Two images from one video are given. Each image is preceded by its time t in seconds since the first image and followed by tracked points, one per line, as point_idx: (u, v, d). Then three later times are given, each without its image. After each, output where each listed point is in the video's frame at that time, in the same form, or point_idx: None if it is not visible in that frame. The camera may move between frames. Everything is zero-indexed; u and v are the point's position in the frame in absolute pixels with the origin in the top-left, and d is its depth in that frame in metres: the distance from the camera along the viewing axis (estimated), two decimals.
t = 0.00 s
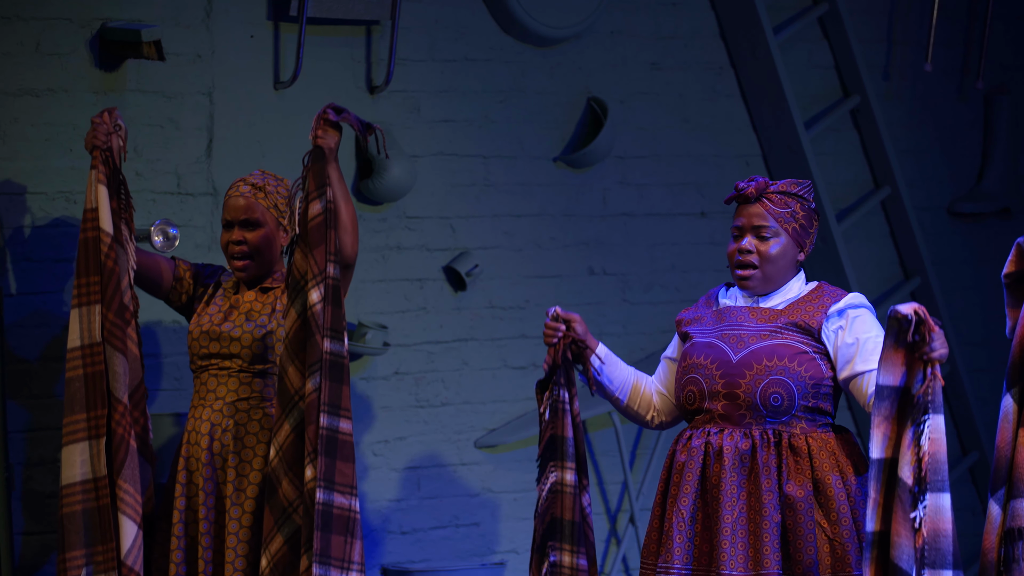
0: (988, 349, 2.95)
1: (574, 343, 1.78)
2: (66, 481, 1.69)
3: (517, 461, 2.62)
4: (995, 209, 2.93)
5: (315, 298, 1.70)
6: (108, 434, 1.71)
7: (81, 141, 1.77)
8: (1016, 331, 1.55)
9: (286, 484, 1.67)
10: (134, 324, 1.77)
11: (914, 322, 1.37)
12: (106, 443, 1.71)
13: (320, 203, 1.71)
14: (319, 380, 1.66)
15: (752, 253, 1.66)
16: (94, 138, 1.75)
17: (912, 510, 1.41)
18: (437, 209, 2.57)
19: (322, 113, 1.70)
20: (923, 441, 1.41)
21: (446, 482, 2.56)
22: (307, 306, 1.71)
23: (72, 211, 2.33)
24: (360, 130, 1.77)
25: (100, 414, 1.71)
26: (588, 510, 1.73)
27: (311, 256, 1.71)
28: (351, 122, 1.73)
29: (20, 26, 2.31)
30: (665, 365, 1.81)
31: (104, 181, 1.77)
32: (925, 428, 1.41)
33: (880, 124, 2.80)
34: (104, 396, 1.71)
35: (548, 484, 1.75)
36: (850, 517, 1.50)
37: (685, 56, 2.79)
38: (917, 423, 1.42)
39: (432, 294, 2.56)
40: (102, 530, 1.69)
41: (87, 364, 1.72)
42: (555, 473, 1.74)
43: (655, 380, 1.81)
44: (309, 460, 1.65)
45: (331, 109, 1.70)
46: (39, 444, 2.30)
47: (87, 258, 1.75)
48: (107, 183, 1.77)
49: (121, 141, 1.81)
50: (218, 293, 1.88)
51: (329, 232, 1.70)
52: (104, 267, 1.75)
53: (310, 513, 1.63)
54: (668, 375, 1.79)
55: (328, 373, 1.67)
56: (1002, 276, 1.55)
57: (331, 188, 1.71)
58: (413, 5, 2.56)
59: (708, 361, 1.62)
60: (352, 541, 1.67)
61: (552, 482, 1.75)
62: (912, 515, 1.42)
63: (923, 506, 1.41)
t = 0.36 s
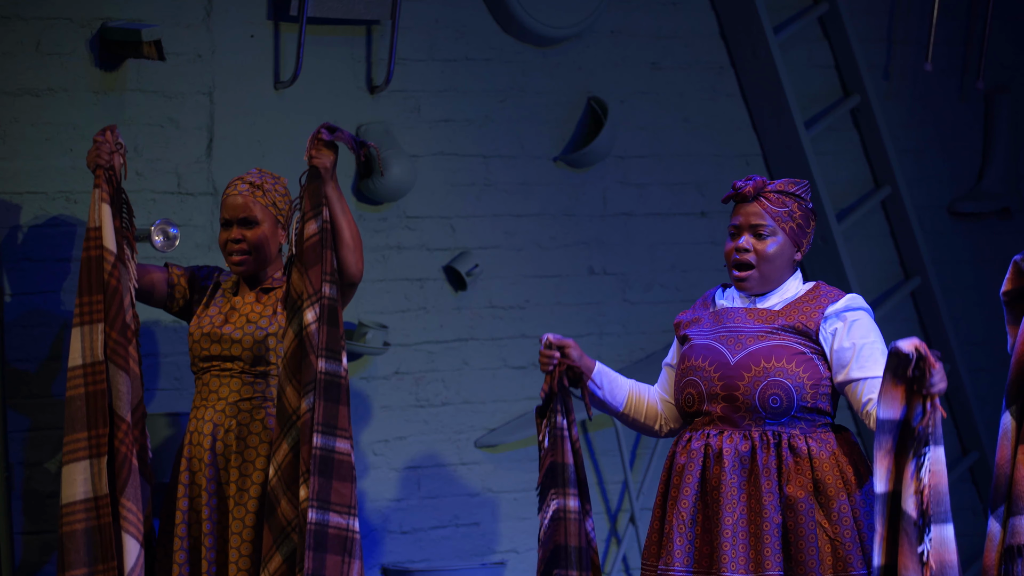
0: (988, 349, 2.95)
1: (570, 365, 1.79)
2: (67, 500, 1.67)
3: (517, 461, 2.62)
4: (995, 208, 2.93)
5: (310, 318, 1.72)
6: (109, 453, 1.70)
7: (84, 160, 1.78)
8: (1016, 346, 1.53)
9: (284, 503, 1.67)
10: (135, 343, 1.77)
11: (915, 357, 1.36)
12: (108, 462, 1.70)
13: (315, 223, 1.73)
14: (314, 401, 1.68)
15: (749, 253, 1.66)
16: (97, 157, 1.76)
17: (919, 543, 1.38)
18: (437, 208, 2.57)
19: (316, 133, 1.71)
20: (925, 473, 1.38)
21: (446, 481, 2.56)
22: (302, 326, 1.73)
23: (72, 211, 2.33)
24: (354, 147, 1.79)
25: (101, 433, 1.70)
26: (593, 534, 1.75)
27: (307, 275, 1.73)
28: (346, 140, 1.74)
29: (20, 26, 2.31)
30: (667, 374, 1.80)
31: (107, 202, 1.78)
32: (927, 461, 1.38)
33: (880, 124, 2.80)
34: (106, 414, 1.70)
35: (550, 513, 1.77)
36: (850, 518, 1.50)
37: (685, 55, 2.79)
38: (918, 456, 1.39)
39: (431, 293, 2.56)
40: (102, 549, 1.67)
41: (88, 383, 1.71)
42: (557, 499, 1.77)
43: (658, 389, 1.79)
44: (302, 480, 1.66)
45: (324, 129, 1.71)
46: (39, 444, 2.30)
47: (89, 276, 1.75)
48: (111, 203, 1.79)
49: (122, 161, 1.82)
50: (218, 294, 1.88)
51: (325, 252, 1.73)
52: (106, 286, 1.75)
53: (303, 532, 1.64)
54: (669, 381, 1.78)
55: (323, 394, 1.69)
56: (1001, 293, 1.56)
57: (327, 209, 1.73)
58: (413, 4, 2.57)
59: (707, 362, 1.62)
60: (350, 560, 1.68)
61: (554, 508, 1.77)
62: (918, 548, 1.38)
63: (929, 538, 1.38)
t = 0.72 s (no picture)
0: (989, 348, 2.95)
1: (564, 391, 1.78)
2: (73, 512, 1.66)
3: (517, 460, 2.62)
4: (995, 207, 2.93)
5: (305, 329, 1.71)
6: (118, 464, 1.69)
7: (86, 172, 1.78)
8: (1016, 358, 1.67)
9: (282, 514, 1.65)
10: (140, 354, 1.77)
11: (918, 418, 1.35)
12: (117, 473, 1.69)
13: (312, 234, 1.73)
14: (310, 412, 1.67)
15: (748, 251, 1.67)
16: (100, 168, 1.77)
17: None
18: (437, 207, 2.57)
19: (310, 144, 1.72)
20: (926, 521, 1.39)
21: (446, 480, 2.56)
22: (298, 337, 1.72)
23: (72, 209, 2.33)
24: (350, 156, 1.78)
25: (111, 445, 1.69)
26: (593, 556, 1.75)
27: (303, 285, 1.72)
28: (340, 150, 1.74)
29: (21, 25, 2.31)
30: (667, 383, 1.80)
31: (111, 212, 1.77)
32: (928, 509, 1.40)
33: (880, 123, 2.80)
34: (114, 425, 1.70)
35: (550, 540, 1.74)
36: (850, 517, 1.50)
37: (685, 54, 2.79)
38: (919, 503, 1.40)
39: (432, 292, 2.56)
40: (111, 562, 1.65)
41: (94, 395, 1.70)
42: (557, 526, 1.74)
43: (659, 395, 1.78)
44: (299, 490, 1.65)
45: (317, 139, 1.72)
46: (39, 443, 2.30)
47: (95, 287, 1.74)
48: (115, 214, 1.78)
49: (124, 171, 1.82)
50: (218, 295, 1.87)
51: (321, 262, 1.72)
52: (114, 297, 1.75)
53: (300, 543, 1.63)
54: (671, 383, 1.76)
55: (320, 405, 1.68)
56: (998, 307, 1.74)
57: (323, 219, 1.73)
58: (413, 3, 2.57)
59: (706, 362, 1.62)
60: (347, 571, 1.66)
61: (556, 535, 1.75)
62: None
63: None
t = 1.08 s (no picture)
0: (988, 345, 2.95)
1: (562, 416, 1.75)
2: (78, 521, 1.66)
3: (517, 457, 2.62)
4: (995, 205, 2.93)
5: (305, 348, 1.72)
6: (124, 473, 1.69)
7: (91, 180, 1.79)
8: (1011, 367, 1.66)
9: (280, 534, 1.65)
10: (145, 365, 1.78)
11: (923, 458, 1.33)
12: (125, 482, 1.69)
13: (311, 253, 1.74)
14: (310, 430, 1.67)
15: (749, 248, 1.67)
16: (106, 177, 1.78)
17: None
18: (437, 204, 2.57)
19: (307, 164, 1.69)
20: (924, 550, 1.40)
21: (446, 477, 2.56)
22: (297, 356, 1.72)
23: (71, 207, 2.33)
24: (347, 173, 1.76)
25: (117, 454, 1.69)
26: None
27: (302, 304, 1.74)
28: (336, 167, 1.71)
29: (21, 23, 2.31)
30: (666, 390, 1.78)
31: (116, 222, 1.78)
32: (926, 538, 1.40)
33: (880, 120, 2.80)
34: (121, 435, 1.70)
35: (550, 566, 1.73)
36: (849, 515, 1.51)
37: (685, 52, 2.79)
38: (918, 532, 1.40)
39: (431, 290, 2.56)
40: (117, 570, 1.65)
41: (99, 404, 1.70)
42: (556, 552, 1.72)
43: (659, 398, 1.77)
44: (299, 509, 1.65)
45: (314, 158, 1.69)
46: (39, 440, 2.30)
47: (101, 297, 1.74)
48: (120, 223, 1.79)
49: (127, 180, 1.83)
50: (216, 295, 1.86)
51: (320, 280, 1.73)
52: (120, 308, 1.76)
53: (301, 562, 1.63)
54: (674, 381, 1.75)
55: (320, 423, 1.68)
56: (993, 318, 1.70)
57: (322, 238, 1.74)
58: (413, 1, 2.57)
59: (707, 359, 1.62)
60: None
61: (554, 561, 1.73)
62: None
63: None
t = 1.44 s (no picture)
0: (988, 332, 2.96)
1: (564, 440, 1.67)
2: (81, 520, 1.68)
3: (517, 442, 2.63)
4: (995, 191, 2.93)
5: (306, 355, 1.73)
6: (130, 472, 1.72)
7: (97, 180, 1.83)
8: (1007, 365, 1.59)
9: (282, 540, 1.66)
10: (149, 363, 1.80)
11: (916, 496, 1.27)
12: (130, 481, 1.72)
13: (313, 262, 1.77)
14: (310, 437, 1.68)
15: (750, 234, 1.61)
16: (111, 177, 1.82)
17: None
18: (438, 190, 2.57)
19: (308, 172, 1.75)
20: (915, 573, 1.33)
21: (446, 463, 2.56)
22: (299, 363, 1.74)
23: (72, 192, 2.33)
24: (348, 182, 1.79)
25: (122, 453, 1.71)
26: None
27: (304, 311, 1.75)
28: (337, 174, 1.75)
29: (21, 8, 2.31)
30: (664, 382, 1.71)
31: (122, 222, 1.82)
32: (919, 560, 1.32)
33: (880, 107, 2.80)
34: (125, 435, 1.72)
35: None
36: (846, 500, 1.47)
37: (685, 38, 2.79)
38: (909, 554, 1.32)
39: (432, 275, 2.56)
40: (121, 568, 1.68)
41: (104, 404, 1.73)
42: None
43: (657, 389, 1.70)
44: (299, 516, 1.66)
45: (314, 166, 1.74)
46: (39, 425, 2.30)
47: (108, 297, 1.78)
48: (126, 223, 1.83)
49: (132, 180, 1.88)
50: (218, 279, 1.86)
51: (322, 288, 1.75)
52: (126, 307, 1.78)
53: (299, 568, 1.64)
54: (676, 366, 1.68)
55: (320, 430, 1.69)
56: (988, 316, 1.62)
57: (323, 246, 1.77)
58: None
59: (707, 345, 1.56)
60: None
61: None
62: None
63: None
